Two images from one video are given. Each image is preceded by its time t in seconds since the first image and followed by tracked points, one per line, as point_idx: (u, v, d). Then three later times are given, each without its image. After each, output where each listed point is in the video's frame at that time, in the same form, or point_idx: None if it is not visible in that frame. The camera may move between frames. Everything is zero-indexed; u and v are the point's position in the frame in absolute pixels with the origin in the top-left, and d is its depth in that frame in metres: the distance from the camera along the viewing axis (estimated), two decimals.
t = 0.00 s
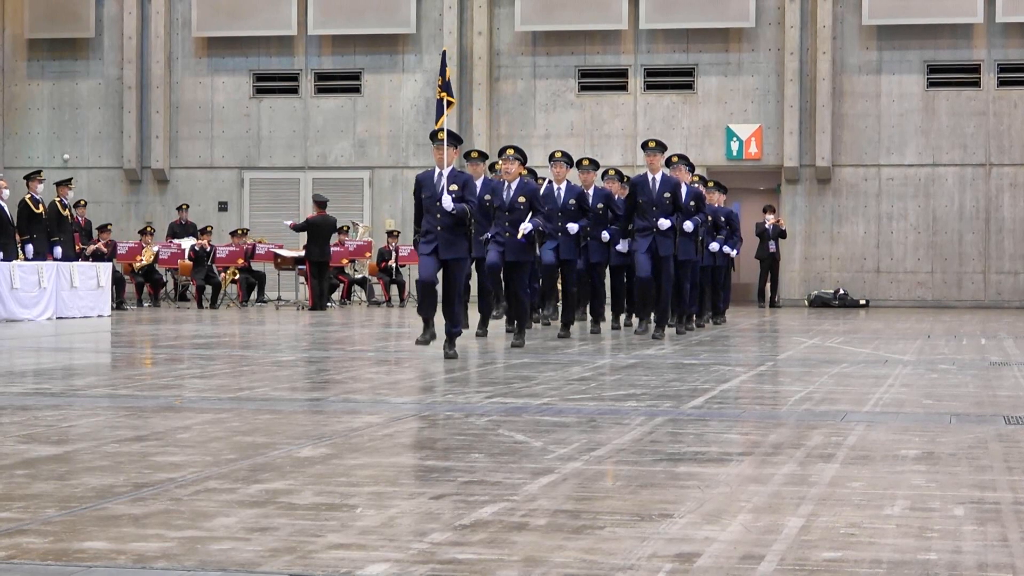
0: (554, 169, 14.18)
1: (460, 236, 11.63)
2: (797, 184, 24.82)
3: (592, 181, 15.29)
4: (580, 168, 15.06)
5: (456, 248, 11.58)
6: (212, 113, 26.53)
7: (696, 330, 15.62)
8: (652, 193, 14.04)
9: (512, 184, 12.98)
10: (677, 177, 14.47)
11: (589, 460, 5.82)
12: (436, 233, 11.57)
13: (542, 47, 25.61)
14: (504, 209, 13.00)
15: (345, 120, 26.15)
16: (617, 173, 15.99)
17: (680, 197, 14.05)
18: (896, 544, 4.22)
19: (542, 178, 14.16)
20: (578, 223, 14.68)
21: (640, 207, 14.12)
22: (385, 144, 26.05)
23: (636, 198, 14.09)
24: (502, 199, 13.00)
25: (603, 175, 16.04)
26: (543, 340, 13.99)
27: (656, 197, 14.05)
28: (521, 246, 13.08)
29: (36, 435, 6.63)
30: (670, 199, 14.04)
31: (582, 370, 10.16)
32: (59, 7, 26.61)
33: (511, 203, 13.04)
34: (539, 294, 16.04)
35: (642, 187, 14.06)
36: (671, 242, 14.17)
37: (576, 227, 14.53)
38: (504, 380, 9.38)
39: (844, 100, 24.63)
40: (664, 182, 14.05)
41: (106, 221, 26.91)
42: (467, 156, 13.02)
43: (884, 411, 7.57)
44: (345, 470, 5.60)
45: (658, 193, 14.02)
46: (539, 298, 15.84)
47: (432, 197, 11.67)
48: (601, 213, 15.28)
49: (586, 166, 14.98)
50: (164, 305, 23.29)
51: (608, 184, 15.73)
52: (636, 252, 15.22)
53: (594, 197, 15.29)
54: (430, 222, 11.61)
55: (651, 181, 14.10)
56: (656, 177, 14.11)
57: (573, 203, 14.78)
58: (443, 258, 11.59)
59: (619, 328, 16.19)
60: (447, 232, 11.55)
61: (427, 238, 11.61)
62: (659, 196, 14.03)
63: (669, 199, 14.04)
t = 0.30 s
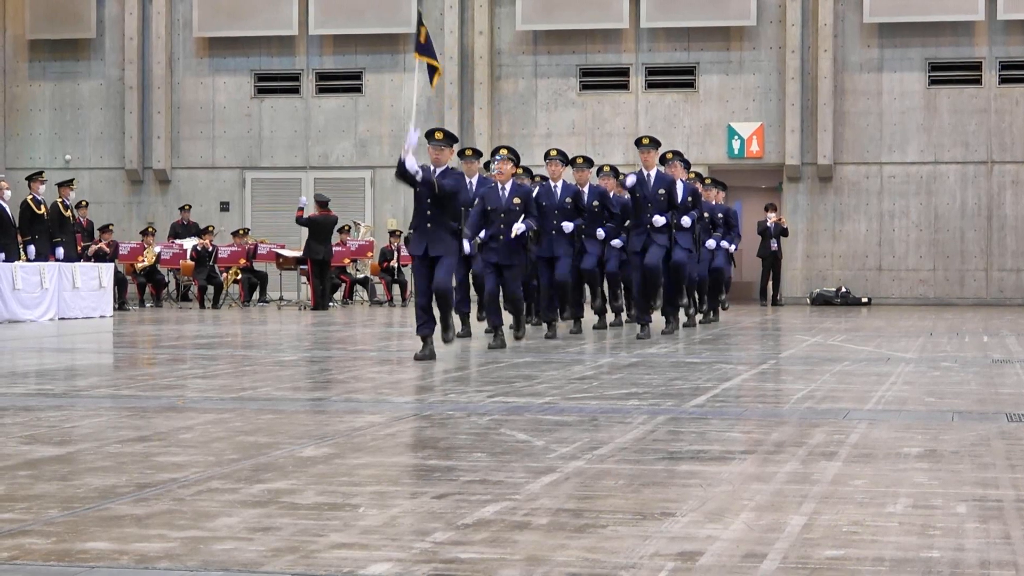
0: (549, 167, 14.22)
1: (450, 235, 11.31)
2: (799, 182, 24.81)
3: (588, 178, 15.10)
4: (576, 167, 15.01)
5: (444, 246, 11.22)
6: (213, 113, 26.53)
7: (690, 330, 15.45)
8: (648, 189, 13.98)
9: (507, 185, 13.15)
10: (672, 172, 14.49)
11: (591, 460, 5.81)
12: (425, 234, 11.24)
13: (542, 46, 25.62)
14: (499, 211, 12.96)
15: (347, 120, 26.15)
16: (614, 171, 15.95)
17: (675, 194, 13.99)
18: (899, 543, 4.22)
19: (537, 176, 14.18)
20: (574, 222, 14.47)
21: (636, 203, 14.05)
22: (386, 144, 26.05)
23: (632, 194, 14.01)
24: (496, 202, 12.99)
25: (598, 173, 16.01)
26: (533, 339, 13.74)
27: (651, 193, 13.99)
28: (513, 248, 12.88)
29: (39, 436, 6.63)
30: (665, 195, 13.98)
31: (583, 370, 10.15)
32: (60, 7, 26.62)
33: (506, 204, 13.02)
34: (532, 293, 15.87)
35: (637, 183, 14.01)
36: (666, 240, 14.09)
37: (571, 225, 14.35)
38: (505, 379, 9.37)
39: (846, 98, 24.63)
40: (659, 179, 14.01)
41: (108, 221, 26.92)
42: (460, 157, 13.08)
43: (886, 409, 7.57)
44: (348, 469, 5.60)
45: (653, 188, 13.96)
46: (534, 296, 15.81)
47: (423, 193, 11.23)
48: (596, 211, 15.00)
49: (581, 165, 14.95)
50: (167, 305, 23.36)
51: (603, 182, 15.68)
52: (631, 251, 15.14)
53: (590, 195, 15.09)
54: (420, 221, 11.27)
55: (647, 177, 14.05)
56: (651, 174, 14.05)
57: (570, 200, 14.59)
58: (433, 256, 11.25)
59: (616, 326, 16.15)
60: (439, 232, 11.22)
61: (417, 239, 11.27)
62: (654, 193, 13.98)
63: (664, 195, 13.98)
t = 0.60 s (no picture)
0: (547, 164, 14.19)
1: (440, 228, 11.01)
2: (800, 181, 24.82)
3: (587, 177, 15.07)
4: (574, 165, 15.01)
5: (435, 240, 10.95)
6: (215, 114, 26.55)
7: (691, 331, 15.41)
8: (646, 188, 13.93)
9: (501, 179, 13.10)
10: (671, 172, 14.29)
11: (593, 459, 5.81)
12: (414, 224, 10.95)
13: (543, 46, 25.64)
14: (495, 203, 12.96)
15: (348, 120, 26.17)
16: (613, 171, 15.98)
17: (673, 193, 13.94)
18: (900, 540, 4.22)
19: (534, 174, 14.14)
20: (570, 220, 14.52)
21: (635, 202, 13.98)
22: (387, 144, 26.06)
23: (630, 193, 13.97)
24: (493, 194, 12.98)
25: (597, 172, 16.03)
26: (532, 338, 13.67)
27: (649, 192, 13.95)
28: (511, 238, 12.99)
29: (42, 438, 6.64)
30: (663, 195, 13.93)
31: (584, 369, 10.14)
32: (60, 7, 26.63)
33: (502, 198, 13.02)
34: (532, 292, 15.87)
35: (635, 182, 13.98)
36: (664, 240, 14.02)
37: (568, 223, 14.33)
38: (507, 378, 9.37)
39: (846, 97, 24.64)
40: (658, 178, 13.97)
41: (109, 222, 26.92)
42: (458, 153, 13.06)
43: (888, 407, 7.57)
44: (350, 470, 5.60)
45: (651, 187, 13.92)
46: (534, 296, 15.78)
47: (413, 184, 11.01)
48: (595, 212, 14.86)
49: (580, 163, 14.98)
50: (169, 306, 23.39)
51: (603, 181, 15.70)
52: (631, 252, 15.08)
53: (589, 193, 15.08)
54: (410, 213, 11.02)
55: (645, 177, 14.01)
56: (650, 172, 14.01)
57: (567, 198, 14.66)
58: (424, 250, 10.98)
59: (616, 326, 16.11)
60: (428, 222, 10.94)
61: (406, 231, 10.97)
62: (653, 192, 13.92)
63: (662, 194, 13.93)
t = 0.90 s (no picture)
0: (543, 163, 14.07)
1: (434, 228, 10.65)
2: (800, 180, 24.83)
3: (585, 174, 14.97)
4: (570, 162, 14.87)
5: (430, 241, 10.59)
6: (215, 115, 26.55)
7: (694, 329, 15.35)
8: (643, 188, 13.71)
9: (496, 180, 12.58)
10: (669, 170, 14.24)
11: (594, 459, 5.82)
12: (408, 225, 10.61)
13: (543, 46, 25.64)
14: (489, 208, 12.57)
15: (348, 121, 26.18)
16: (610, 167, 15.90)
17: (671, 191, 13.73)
18: (902, 539, 4.23)
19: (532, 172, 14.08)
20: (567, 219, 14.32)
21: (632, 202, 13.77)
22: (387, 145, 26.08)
23: (626, 192, 13.76)
24: (485, 199, 12.59)
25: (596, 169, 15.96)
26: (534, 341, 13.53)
27: (647, 191, 13.72)
28: (505, 243, 12.57)
29: (44, 440, 6.64)
30: (661, 194, 13.71)
31: (586, 369, 10.14)
32: (60, 10, 26.65)
33: (497, 202, 12.60)
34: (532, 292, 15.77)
35: (632, 181, 13.74)
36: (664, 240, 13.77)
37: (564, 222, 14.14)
38: (508, 379, 9.37)
39: (847, 96, 24.64)
40: (655, 176, 13.75)
41: (109, 224, 26.92)
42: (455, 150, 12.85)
43: (888, 407, 7.57)
44: (351, 471, 5.61)
45: (648, 187, 13.69)
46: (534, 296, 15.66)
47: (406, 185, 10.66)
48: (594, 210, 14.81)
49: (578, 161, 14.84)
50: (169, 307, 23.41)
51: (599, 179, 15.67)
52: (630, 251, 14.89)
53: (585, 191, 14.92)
54: (403, 214, 10.68)
55: (641, 175, 13.79)
56: (646, 171, 13.78)
57: (563, 198, 14.49)
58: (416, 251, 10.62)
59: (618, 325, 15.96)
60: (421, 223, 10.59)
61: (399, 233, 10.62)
62: (650, 191, 13.70)
63: (660, 193, 13.71)
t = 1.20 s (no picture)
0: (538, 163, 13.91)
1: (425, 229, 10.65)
2: (800, 180, 24.83)
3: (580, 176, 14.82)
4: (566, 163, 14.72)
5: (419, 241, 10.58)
6: (215, 116, 26.56)
7: (691, 330, 15.27)
8: (639, 188, 13.54)
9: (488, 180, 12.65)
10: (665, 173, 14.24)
11: (595, 459, 5.82)
12: (398, 225, 10.60)
13: (543, 46, 25.64)
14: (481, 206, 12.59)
15: (348, 121, 26.19)
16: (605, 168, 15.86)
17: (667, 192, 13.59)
18: (903, 539, 4.23)
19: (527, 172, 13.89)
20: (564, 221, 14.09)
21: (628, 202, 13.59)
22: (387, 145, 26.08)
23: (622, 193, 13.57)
24: (478, 198, 12.61)
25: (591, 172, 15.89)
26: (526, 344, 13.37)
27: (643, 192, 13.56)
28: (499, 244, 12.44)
29: (45, 441, 6.65)
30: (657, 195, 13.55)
31: (587, 369, 10.14)
32: (59, 11, 26.64)
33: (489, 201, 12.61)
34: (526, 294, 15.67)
35: (628, 182, 13.54)
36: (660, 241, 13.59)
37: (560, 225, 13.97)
38: (509, 379, 9.37)
39: (847, 95, 24.64)
40: (651, 177, 13.60)
41: (110, 225, 26.92)
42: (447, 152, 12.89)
43: (890, 406, 7.56)
44: (352, 472, 5.61)
45: (645, 187, 13.54)
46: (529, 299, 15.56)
47: (397, 186, 10.69)
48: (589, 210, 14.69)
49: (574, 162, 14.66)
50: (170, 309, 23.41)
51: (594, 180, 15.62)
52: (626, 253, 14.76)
53: (581, 193, 14.72)
54: (394, 214, 10.66)
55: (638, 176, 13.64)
56: (642, 172, 13.63)
57: (559, 199, 14.18)
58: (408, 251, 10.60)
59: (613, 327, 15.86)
60: (413, 223, 10.59)
61: (391, 233, 10.62)
62: (646, 192, 13.55)
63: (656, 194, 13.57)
